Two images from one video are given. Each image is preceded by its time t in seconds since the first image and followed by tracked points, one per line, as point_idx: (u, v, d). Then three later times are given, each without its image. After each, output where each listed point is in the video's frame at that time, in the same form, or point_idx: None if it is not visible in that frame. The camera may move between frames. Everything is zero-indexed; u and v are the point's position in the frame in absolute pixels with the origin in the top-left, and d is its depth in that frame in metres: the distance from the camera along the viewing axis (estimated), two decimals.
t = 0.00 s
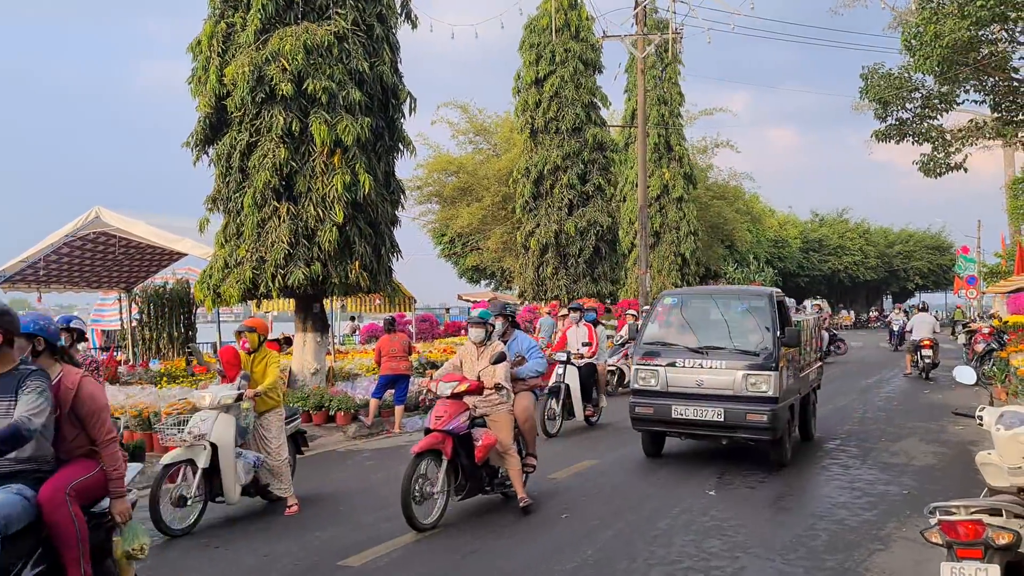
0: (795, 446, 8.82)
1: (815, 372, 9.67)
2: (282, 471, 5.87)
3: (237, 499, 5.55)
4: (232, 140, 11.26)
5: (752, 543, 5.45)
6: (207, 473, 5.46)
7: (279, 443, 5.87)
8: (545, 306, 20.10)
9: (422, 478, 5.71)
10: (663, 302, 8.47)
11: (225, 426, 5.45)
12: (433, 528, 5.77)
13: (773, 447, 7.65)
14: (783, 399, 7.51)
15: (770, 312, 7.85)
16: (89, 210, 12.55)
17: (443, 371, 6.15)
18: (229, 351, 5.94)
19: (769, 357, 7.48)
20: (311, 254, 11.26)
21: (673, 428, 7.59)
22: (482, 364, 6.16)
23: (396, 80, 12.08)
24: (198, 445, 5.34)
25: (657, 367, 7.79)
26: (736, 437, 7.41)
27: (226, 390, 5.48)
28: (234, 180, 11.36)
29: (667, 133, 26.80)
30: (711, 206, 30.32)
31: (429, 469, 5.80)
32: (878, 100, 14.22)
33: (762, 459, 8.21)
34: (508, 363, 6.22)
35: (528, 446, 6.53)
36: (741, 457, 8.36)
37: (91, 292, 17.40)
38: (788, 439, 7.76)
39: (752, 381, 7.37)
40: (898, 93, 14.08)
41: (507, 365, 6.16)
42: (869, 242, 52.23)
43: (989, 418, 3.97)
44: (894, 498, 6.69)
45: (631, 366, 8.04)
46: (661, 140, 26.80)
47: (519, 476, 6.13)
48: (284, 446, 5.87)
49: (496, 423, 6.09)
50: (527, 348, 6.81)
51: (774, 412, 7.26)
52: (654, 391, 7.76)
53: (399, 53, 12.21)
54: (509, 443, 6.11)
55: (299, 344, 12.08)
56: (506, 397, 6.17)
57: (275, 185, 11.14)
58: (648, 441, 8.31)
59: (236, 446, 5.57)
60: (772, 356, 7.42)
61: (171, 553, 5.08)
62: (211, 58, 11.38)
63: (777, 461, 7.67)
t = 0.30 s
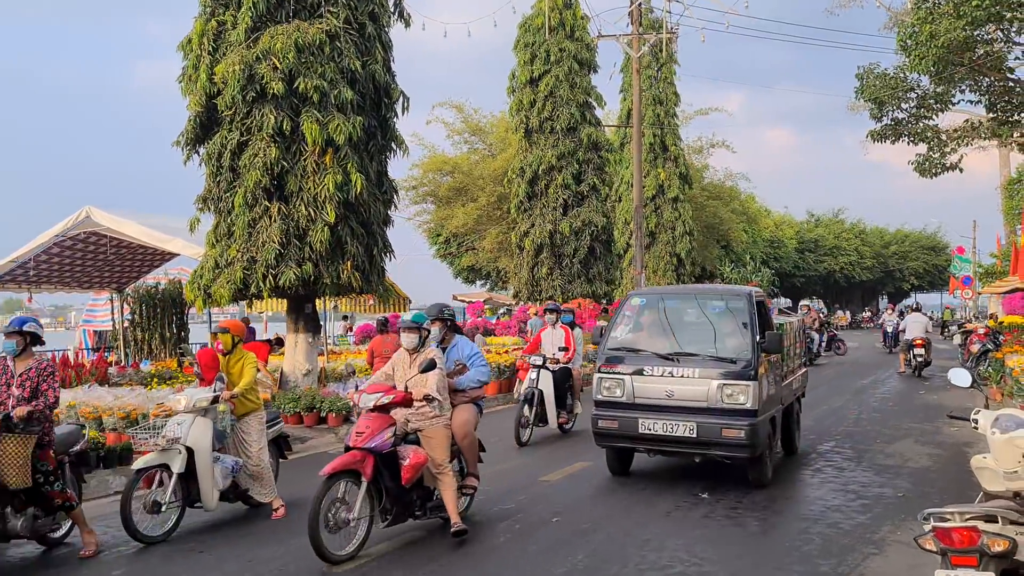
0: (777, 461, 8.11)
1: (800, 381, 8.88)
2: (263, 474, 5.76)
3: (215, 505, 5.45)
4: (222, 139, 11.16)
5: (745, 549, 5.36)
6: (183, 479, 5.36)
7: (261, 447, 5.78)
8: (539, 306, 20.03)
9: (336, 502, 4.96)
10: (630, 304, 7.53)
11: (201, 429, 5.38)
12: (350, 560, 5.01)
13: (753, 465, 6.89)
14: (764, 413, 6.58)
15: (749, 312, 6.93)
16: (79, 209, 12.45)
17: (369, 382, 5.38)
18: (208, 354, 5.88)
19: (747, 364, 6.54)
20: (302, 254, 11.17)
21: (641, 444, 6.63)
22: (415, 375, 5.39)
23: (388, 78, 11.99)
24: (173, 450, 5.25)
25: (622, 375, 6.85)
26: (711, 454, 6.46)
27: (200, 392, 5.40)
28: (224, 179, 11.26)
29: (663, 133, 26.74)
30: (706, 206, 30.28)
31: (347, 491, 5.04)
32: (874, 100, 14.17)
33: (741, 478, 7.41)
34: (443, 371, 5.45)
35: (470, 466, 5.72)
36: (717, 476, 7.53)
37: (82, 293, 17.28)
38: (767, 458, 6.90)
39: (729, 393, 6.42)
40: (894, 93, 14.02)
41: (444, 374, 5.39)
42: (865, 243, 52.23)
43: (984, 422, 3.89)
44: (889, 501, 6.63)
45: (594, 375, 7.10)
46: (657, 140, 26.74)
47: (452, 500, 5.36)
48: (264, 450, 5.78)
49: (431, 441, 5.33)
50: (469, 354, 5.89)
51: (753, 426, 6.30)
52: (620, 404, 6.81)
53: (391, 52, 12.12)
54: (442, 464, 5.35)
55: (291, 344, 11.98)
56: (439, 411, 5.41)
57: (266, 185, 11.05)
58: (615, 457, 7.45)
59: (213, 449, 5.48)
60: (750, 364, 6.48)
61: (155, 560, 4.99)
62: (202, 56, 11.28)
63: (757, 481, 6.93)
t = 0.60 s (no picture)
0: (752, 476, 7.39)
1: (779, 390, 8.10)
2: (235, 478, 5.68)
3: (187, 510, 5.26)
4: (211, 137, 11.05)
5: (733, 551, 5.29)
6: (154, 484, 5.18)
7: (232, 448, 5.74)
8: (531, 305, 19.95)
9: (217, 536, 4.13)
10: (583, 302, 6.61)
11: (171, 431, 5.18)
12: None
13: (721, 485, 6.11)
14: (733, 427, 5.71)
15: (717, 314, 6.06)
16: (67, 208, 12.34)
17: (269, 392, 4.60)
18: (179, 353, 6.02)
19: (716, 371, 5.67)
20: (291, 253, 11.08)
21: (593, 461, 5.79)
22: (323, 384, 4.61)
23: (379, 76, 11.89)
24: (140, 453, 5.05)
25: (573, 383, 6.00)
26: (671, 474, 5.61)
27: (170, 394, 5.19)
28: (213, 177, 11.15)
29: (657, 132, 26.67)
30: (701, 206, 30.23)
31: (234, 520, 4.21)
32: (868, 99, 14.10)
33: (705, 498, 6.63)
34: (355, 379, 4.59)
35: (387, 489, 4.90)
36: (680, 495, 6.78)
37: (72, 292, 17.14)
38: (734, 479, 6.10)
39: (692, 404, 5.58)
40: (889, 92, 13.95)
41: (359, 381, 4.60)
42: (860, 243, 52.23)
43: (973, 421, 3.81)
44: (880, 501, 6.56)
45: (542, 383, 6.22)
46: (651, 139, 26.66)
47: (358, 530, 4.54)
48: (236, 451, 5.74)
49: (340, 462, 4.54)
50: (391, 359, 5.12)
51: (719, 443, 5.45)
52: (571, 415, 5.96)
53: (381, 49, 12.01)
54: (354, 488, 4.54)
55: (280, 343, 11.86)
56: (349, 426, 4.56)
57: (254, 183, 10.95)
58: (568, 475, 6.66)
59: (183, 454, 5.28)
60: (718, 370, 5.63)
61: (133, 564, 4.91)
62: (190, 54, 11.16)
63: (725, 503, 6.17)
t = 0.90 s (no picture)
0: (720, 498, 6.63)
1: (750, 403, 7.38)
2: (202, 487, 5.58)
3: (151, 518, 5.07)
4: (195, 135, 10.92)
5: (715, 555, 5.19)
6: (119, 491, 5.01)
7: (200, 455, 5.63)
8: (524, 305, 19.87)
9: None
10: (520, 300, 6.00)
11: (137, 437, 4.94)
12: None
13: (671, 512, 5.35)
14: (683, 446, 5.10)
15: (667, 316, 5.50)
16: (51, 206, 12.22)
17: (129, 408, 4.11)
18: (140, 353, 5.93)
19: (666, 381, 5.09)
20: (277, 252, 10.97)
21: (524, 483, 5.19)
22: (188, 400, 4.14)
23: (367, 73, 11.78)
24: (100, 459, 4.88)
25: (503, 395, 5.39)
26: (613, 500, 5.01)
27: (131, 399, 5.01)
28: (197, 175, 11.02)
29: (652, 131, 26.59)
30: (696, 205, 30.14)
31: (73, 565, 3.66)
32: (862, 98, 14.01)
33: (659, 526, 5.84)
34: (227, 393, 4.07)
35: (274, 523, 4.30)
36: (631, 521, 5.98)
37: (60, 292, 17.00)
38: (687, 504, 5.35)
39: (638, 419, 5.00)
40: (882, 91, 13.86)
41: (228, 396, 4.08)
42: (856, 243, 52.21)
43: (955, 422, 3.71)
44: (867, 503, 6.46)
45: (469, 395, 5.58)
46: (645, 139, 26.58)
47: (231, 568, 3.99)
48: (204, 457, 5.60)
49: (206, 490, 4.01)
50: (281, 368, 4.62)
51: (666, 464, 4.86)
52: (499, 431, 5.37)
53: (369, 47, 11.89)
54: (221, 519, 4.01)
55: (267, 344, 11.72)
56: (218, 448, 4.04)
57: (239, 181, 10.83)
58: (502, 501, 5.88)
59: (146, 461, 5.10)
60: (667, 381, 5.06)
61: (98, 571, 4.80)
62: (174, 51, 11.04)
63: (678, 534, 5.37)
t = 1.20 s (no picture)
0: (677, 526, 5.89)
1: (717, 417, 6.61)
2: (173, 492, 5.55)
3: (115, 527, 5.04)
4: (182, 133, 10.81)
5: (699, 559, 5.10)
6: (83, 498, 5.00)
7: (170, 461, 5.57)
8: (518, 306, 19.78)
9: None
10: (440, 301, 5.29)
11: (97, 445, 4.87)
12: None
13: (608, 552, 4.55)
14: (615, 472, 4.40)
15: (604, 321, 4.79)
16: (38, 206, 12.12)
17: None
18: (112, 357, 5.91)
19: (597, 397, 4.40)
20: (265, 252, 10.87)
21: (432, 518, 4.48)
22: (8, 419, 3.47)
23: (356, 71, 11.67)
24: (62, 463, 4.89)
25: (411, 412, 4.68)
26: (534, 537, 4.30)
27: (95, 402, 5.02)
28: (184, 174, 10.91)
29: (647, 131, 26.49)
30: (692, 205, 30.05)
31: None
32: (858, 97, 13.91)
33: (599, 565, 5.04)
34: (40, 414, 3.42)
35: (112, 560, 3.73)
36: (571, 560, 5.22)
37: (50, 292, 16.88)
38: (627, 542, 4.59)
39: (561, 441, 4.31)
40: (878, 90, 13.77)
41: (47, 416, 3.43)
42: (852, 243, 52.14)
43: (941, 425, 3.60)
44: (857, 505, 6.38)
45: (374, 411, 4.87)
46: (641, 138, 26.49)
47: None
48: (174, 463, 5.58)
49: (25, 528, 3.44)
50: (129, 380, 4.07)
51: (592, 494, 4.17)
52: (405, 457, 4.67)
53: (359, 45, 11.77)
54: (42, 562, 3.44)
55: (256, 344, 11.62)
56: (29, 479, 3.45)
57: (226, 180, 10.73)
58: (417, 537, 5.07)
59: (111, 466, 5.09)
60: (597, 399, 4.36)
61: None
62: (161, 48, 10.93)
63: None
